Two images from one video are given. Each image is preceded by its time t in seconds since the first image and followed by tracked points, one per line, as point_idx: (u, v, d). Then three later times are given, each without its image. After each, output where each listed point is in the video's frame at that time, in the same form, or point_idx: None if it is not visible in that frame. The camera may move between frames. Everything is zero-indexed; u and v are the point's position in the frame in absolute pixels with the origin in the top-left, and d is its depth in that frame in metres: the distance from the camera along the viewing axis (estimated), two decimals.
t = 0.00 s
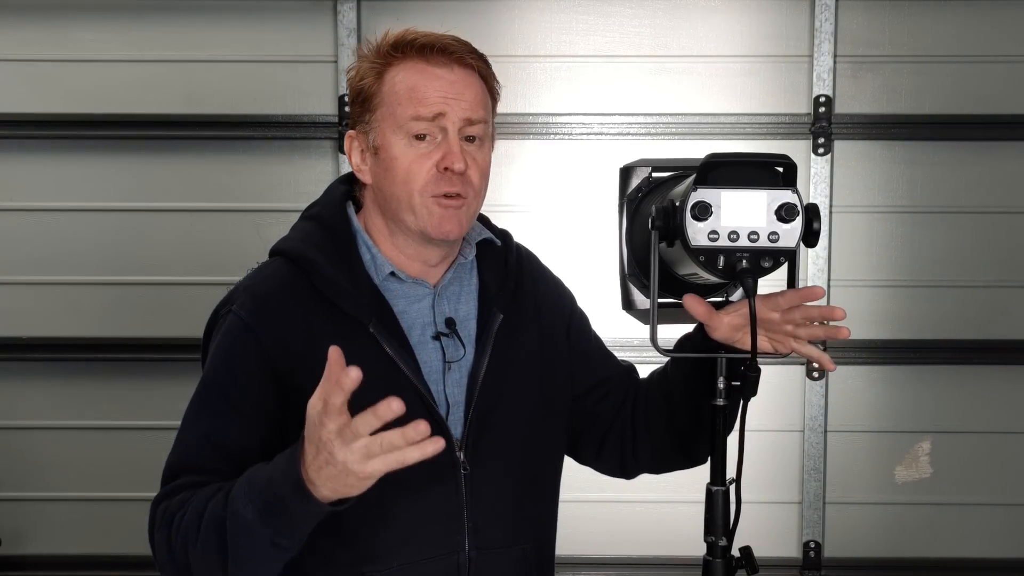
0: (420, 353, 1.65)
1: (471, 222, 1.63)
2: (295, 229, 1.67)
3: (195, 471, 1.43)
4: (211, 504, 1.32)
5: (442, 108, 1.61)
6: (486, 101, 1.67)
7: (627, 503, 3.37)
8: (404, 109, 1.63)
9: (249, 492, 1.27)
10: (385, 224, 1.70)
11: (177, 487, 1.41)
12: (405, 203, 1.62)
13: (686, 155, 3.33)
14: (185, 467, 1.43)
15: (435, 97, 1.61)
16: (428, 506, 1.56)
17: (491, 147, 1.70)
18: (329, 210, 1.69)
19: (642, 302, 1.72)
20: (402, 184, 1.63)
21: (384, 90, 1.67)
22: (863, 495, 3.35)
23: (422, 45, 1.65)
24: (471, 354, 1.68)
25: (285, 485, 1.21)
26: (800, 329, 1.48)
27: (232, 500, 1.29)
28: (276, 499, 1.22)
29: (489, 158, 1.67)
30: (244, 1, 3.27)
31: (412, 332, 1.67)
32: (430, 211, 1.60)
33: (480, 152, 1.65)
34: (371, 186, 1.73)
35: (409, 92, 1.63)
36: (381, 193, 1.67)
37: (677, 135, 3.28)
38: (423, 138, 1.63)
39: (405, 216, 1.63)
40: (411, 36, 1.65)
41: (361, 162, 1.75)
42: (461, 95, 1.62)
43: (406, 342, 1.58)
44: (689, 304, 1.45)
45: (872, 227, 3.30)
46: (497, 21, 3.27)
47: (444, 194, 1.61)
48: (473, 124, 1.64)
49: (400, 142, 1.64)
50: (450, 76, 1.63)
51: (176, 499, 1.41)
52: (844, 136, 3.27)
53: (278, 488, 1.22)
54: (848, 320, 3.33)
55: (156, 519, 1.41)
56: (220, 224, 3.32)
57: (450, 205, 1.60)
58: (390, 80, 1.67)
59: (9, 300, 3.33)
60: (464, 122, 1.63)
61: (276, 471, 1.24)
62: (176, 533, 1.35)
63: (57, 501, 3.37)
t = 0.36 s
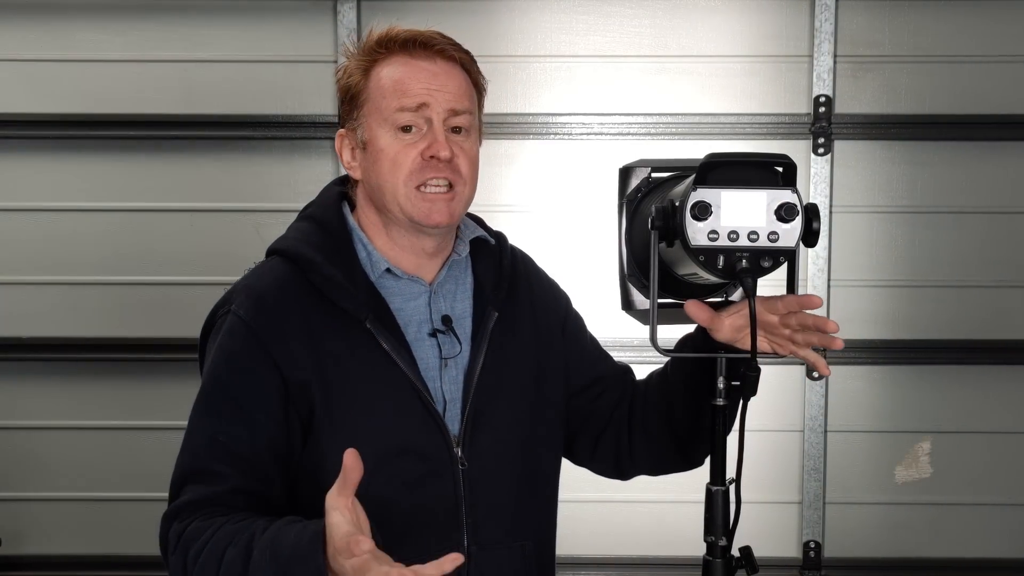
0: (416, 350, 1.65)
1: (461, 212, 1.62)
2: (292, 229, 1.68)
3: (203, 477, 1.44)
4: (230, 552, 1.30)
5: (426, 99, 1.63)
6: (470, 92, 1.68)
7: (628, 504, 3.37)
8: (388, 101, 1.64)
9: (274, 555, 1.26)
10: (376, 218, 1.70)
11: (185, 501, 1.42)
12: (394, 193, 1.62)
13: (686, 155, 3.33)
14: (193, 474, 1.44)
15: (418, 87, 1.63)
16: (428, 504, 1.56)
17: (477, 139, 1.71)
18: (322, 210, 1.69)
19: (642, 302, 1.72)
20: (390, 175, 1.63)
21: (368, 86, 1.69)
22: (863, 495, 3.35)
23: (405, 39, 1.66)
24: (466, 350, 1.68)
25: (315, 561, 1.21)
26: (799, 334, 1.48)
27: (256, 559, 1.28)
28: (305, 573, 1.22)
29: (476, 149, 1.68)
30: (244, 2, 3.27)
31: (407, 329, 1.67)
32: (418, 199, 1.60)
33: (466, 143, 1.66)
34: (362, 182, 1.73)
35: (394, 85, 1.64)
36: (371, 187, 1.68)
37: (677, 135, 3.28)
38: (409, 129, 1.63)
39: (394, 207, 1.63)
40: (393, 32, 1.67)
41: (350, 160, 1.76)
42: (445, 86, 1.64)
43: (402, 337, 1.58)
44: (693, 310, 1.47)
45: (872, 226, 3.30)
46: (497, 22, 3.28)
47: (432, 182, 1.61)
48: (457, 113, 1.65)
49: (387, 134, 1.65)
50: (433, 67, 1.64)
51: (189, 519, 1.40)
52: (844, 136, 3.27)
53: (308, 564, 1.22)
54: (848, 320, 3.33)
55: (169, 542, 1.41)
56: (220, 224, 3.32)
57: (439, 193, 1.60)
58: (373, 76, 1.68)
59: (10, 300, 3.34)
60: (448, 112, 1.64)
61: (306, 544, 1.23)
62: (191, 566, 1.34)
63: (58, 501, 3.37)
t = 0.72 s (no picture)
0: (410, 348, 1.65)
1: (458, 205, 1.62)
2: (287, 229, 1.68)
3: (195, 473, 1.43)
4: (220, 552, 1.30)
5: (430, 93, 1.64)
6: (472, 92, 1.71)
7: (628, 504, 3.37)
8: (392, 94, 1.66)
9: (262, 559, 1.24)
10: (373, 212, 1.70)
11: (179, 497, 1.41)
12: (393, 182, 1.62)
13: (686, 155, 3.33)
14: (186, 470, 1.43)
15: (422, 81, 1.64)
16: (421, 501, 1.56)
17: (476, 139, 1.73)
18: (316, 209, 1.70)
19: (642, 302, 1.73)
20: (389, 165, 1.63)
21: (372, 80, 1.70)
22: (863, 496, 3.35)
23: (413, 37, 1.69)
24: (460, 348, 1.69)
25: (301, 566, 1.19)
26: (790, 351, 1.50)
27: (243, 561, 1.26)
28: None
29: (475, 147, 1.69)
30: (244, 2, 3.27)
31: (401, 327, 1.67)
32: (417, 189, 1.60)
33: (466, 140, 1.67)
34: (360, 176, 1.73)
35: (399, 79, 1.66)
36: (369, 178, 1.68)
37: (677, 134, 3.28)
38: (411, 122, 1.64)
39: (392, 196, 1.62)
40: (400, 31, 1.70)
41: (349, 154, 1.77)
42: (450, 83, 1.66)
43: (395, 334, 1.58)
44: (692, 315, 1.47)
45: (872, 227, 3.30)
46: (497, 21, 3.28)
47: (431, 172, 1.62)
48: (460, 110, 1.66)
49: (389, 125, 1.65)
50: (439, 64, 1.67)
51: (183, 516, 1.40)
52: (844, 136, 3.27)
53: (293, 568, 1.20)
54: (848, 321, 3.33)
55: (162, 539, 1.40)
56: (220, 224, 3.32)
57: (438, 184, 1.60)
58: (378, 71, 1.70)
59: (9, 300, 3.33)
60: (451, 108, 1.65)
61: (292, 549, 1.21)
62: (181, 565, 1.34)
63: (57, 501, 3.37)
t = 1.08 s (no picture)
0: (409, 346, 1.65)
1: (460, 207, 1.63)
2: (287, 229, 1.68)
3: (195, 472, 1.43)
4: (219, 552, 1.30)
5: (439, 95, 1.65)
6: (478, 98, 1.72)
7: (628, 504, 3.37)
8: (400, 94, 1.66)
9: (261, 558, 1.24)
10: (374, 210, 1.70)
11: (179, 496, 1.41)
12: (397, 181, 1.63)
13: (686, 155, 3.33)
14: (186, 468, 1.43)
15: (431, 83, 1.65)
16: (420, 499, 1.56)
17: (479, 144, 1.74)
18: (316, 209, 1.70)
19: (643, 302, 1.73)
20: (395, 164, 1.63)
21: (381, 78, 1.70)
22: (864, 495, 3.35)
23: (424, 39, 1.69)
24: (459, 347, 1.69)
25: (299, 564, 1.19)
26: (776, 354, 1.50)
27: (241, 559, 1.26)
28: None
29: (478, 151, 1.70)
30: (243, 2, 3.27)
31: (399, 325, 1.67)
32: (421, 189, 1.60)
33: (470, 144, 1.68)
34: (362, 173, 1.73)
35: (409, 78, 1.66)
36: (372, 176, 1.67)
37: (677, 134, 3.28)
38: (418, 122, 1.65)
39: (395, 195, 1.62)
40: (410, 31, 1.70)
41: (352, 151, 1.76)
42: (458, 87, 1.66)
43: (394, 333, 1.58)
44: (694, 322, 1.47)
45: (873, 227, 3.30)
46: (498, 21, 3.28)
47: (436, 173, 1.62)
48: (466, 114, 1.67)
49: (396, 124, 1.65)
50: (449, 67, 1.67)
51: (183, 515, 1.40)
52: (844, 136, 3.27)
53: (292, 568, 1.20)
54: (848, 321, 3.33)
55: (163, 537, 1.41)
56: (220, 224, 3.32)
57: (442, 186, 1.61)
58: (386, 71, 1.70)
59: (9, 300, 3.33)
60: (459, 111, 1.66)
61: (291, 548, 1.21)
62: (182, 563, 1.34)
63: (57, 501, 3.37)
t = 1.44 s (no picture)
0: (403, 343, 1.65)
1: (453, 207, 1.63)
2: (282, 228, 1.68)
3: (189, 463, 1.41)
4: (215, 523, 1.29)
5: (434, 96, 1.65)
6: (472, 98, 1.72)
7: (629, 504, 3.37)
8: (395, 93, 1.66)
9: (256, 520, 1.23)
10: (368, 209, 1.70)
11: (173, 484, 1.40)
12: (390, 179, 1.62)
13: (686, 155, 3.33)
14: (180, 462, 1.41)
15: (426, 83, 1.65)
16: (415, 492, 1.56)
17: (473, 144, 1.74)
18: (311, 208, 1.70)
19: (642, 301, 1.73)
20: (389, 163, 1.63)
21: (376, 79, 1.71)
22: (863, 494, 3.35)
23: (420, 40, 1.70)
24: (453, 344, 1.69)
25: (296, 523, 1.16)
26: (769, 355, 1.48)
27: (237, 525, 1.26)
28: (285, 534, 1.18)
29: (472, 152, 1.71)
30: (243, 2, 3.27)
31: (394, 322, 1.67)
32: (414, 188, 1.60)
33: (464, 144, 1.68)
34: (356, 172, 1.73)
35: (405, 79, 1.66)
36: (366, 175, 1.67)
37: (676, 134, 3.28)
38: (412, 122, 1.65)
39: (388, 194, 1.62)
40: (406, 32, 1.71)
41: (347, 151, 1.76)
42: (453, 88, 1.67)
43: (387, 328, 1.58)
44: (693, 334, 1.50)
45: (873, 226, 3.30)
46: (497, 22, 3.28)
47: (429, 172, 1.62)
48: (461, 115, 1.68)
49: (391, 123, 1.65)
50: (443, 68, 1.68)
51: (177, 501, 1.39)
52: (844, 136, 3.27)
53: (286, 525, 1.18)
54: (848, 321, 3.33)
55: (156, 525, 1.39)
56: (220, 223, 3.32)
57: (435, 185, 1.61)
58: (382, 71, 1.71)
59: (10, 300, 3.34)
60: (453, 112, 1.67)
61: (284, 503, 1.19)
62: (177, 545, 1.33)
63: (57, 501, 3.37)
